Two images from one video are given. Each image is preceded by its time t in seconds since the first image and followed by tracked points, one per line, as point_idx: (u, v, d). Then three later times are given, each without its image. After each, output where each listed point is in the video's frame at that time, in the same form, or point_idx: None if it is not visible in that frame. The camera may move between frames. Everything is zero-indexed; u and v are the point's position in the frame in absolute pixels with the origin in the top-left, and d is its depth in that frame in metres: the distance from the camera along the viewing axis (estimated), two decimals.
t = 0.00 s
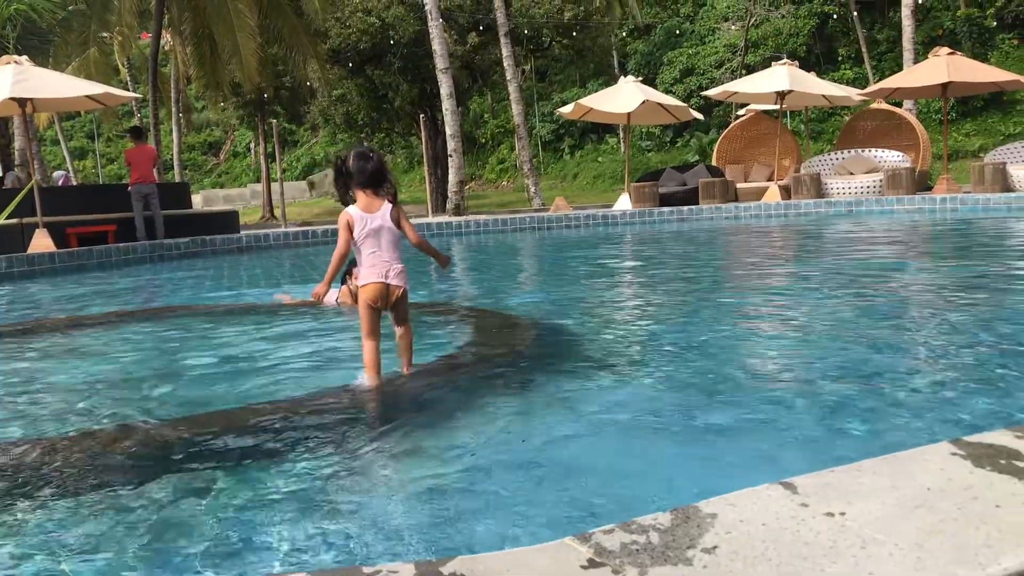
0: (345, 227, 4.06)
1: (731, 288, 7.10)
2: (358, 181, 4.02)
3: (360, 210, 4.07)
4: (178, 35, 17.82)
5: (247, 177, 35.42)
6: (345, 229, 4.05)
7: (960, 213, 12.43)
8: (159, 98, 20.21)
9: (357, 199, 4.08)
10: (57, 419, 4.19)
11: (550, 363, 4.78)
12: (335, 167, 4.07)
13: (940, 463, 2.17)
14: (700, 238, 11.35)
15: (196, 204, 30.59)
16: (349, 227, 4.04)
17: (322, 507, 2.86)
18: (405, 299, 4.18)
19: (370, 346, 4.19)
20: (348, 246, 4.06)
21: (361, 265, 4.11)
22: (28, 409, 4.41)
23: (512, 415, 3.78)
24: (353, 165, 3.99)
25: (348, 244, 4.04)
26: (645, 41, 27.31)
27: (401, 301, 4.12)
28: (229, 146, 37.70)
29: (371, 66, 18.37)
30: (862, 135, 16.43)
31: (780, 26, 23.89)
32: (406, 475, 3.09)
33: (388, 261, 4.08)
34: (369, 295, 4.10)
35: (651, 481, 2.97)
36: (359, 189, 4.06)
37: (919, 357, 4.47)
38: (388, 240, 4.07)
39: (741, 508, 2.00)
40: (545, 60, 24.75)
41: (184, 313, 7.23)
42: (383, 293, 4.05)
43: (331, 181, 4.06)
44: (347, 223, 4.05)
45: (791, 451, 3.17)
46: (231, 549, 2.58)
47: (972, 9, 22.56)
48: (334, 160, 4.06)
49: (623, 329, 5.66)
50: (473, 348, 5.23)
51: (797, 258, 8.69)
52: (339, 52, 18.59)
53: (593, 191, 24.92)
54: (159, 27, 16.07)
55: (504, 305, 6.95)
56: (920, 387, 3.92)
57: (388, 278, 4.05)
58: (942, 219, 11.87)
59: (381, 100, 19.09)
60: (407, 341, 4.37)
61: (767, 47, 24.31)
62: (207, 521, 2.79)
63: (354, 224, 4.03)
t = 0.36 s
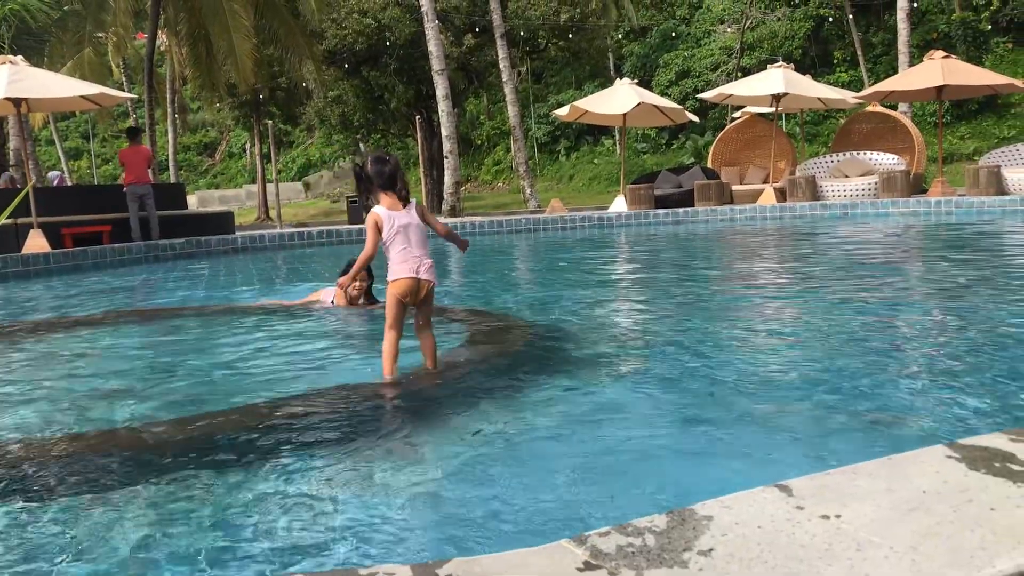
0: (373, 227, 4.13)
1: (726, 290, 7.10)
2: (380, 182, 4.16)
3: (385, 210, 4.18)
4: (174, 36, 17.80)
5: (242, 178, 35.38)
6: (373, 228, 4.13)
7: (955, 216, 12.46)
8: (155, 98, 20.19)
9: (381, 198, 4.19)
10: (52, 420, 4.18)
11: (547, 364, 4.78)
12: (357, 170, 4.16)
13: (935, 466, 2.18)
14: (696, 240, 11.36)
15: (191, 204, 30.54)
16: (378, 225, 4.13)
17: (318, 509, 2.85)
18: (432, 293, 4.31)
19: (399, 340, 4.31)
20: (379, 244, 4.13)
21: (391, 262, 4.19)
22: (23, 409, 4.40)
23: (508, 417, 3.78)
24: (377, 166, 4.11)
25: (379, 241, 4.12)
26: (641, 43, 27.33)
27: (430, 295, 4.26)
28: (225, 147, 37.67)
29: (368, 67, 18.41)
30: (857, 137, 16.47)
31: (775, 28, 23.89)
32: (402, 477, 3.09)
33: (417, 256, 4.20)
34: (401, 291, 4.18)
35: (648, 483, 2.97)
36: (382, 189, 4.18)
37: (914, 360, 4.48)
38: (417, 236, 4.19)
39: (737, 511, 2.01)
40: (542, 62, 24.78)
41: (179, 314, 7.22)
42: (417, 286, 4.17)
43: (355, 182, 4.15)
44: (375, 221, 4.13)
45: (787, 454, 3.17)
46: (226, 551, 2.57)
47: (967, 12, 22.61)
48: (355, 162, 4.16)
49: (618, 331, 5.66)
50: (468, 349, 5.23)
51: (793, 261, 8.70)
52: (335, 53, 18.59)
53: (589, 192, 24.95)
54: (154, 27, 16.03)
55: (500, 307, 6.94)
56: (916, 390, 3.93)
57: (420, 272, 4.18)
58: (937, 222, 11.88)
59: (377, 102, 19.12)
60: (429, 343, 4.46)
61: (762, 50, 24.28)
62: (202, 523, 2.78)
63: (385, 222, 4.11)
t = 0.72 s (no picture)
0: (389, 229, 4.28)
1: (725, 291, 7.10)
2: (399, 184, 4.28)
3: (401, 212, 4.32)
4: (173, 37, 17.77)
5: (241, 180, 35.39)
6: (386, 230, 4.30)
7: (954, 217, 12.46)
8: (154, 99, 20.19)
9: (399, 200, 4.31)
10: (51, 421, 4.18)
11: (546, 366, 4.77)
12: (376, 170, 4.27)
13: (933, 467, 2.18)
14: (694, 241, 11.36)
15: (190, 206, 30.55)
16: (391, 227, 4.29)
17: (316, 510, 2.85)
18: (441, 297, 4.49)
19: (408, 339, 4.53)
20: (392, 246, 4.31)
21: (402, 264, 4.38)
22: (21, 411, 4.39)
23: (508, 418, 3.78)
24: (396, 169, 4.21)
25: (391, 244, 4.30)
26: (640, 44, 27.34)
27: (439, 299, 4.43)
28: (223, 148, 37.69)
29: (367, 69, 18.63)
30: (856, 139, 16.48)
31: (773, 30, 23.88)
32: (401, 478, 3.08)
33: (428, 261, 4.37)
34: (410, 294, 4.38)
35: (647, 483, 2.97)
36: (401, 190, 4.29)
37: (913, 361, 4.49)
38: (429, 242, 4.34)
39: (735, 512, 2.01)
40: (540, 63, 24.82)
41: (179, 315, 7.22)
42: (426, 293, 4.34)
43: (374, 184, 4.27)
44: (389, 223, 4.30)
45: (785, 455, 3.17)
46: (225, 551, 2.57)
47: (966, 13, 22.63)
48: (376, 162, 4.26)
49: (616, 332, 5.66)
50: (467, 350, 5.23)
51: (792, 262, 8.72)
52: (333, 54, 18.54)
53: (588, 194, 24.97)
54: (152, 29, 16.01)
55: (499, 308, 6.95)
56: (914, 392, 3.93)
57: (432, 277, 4.35)
58: (936, 223, 11.89)
59: (376, 103, 19.19)
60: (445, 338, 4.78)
61: (761, 52, 23.97)
62: (201, 524, 2.78)
63: (398, 226, 4.27)
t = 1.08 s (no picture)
0: (412, 225, 4.37)
1: (726, 292, 7.10)
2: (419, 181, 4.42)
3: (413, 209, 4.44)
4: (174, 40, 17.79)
5: (242, 182, 35.44)
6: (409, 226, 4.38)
7: (955, 218, 12.46)
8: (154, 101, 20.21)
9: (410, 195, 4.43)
10: (53, 424, 4.18)
11: (547, 367, 4.77)
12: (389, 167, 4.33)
13: (935, 468, 2.18)
14: (694, 243, 11.36)
15: (191, 208, 30.59)
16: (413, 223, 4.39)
17: (318, 513, 2.84)
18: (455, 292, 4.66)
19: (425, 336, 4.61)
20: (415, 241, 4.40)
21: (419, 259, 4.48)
22: (22, 414, 4.39)
23: (508, 420, 3.77)
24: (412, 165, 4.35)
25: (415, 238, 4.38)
26: (640, 46, 27.37)
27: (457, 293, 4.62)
28: (224, 151, 37.74)
29: (368, 71, 18.60)
30: (856, 139, 16.48)
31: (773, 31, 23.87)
32: (402, 481, 3.08)
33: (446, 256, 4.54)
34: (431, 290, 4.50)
35: (651, 484, 2.97)
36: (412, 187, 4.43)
37: (914, 362, 4.48)
38: (444, 235, 4.53)
39: (737, 514, 2.00)
40: (541, 65, 24.84)
41: (179, 318, 7.21)
42: (452, 285, 4.51)
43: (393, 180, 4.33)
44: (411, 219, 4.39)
45: (787, 455, 3.17)
46: (227, 554, 2.57)
47: (966, 14, 22.66)
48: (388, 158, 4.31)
49: (618, 333, 5.66)
50: (467, 352, 5.23)
51: (793, 263, 8.72)
52: (334, 57, 18.55)
53: (589, 195, 24.99)
54: (153, 31, 16.00)
55: (500, 310, 6.96)
56: (915, 393, 3.92)
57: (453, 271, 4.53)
58: (937, 223, 11.89)
59: (376, 105, 19.21)
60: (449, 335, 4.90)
61: (761, 53, 24.12)
62: (202, 527, 2.78)
63: (423, 221, 4.39)
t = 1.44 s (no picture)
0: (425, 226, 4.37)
1: (726, 294, 7.09)
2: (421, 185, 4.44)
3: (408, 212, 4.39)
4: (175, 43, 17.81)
5: (243, 186, 35.52)
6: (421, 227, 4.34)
7: (956, 218, 12.46)
8: (155, 105, 20.23)
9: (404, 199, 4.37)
10: (53, 428, 4.18)
11: (549, 369, 4.77)
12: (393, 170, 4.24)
13: (937, 469, 2.18)
14: (695, 245, 11.36)
15: (192, 211, 30.64)
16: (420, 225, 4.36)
17: (319, 517, 2.84)
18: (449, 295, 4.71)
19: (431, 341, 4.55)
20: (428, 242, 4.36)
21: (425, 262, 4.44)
22: (24, 418, 4.39)
23: (510, 422, 3.77)
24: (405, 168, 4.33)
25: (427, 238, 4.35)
26: (640, 48, 27.41)
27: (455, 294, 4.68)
28: (225, 154, 37.83)
29: (368, 74, 18.48)
30: (857, 140, 16.49)
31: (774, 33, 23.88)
32: (404, 483, 3.08)
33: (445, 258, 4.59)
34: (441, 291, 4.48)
35: (652, 486, 2.97)
36: (402, 191, 4.38)
37: (916, 363, 4.47)
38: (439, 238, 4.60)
39: (739, 516, 2.00)
40: (541, 68, 24.88)
41: (180, 322, 7.21)
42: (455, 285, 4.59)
43: (398, 182, 4.26)
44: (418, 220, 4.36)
45: (788, 456, 3.17)
46: (230, 558, 2.56)
47: (966, 15, 22.73)
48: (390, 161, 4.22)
49: (619, 335, 5.65)
50: (469, 354, 5.22)
51: (794, 264, 8.73)
52: (335, 60, 18.55)
53: (590, 197, 25.01)
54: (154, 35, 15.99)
55: (501, 312, 6.95)
56: (917, 394, 3.91)
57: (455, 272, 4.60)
58: (938, 224, 11.90)
59: (377, 108, 19.21)
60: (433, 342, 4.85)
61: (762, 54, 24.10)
62: (204, 531, 2.78)
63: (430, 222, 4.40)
